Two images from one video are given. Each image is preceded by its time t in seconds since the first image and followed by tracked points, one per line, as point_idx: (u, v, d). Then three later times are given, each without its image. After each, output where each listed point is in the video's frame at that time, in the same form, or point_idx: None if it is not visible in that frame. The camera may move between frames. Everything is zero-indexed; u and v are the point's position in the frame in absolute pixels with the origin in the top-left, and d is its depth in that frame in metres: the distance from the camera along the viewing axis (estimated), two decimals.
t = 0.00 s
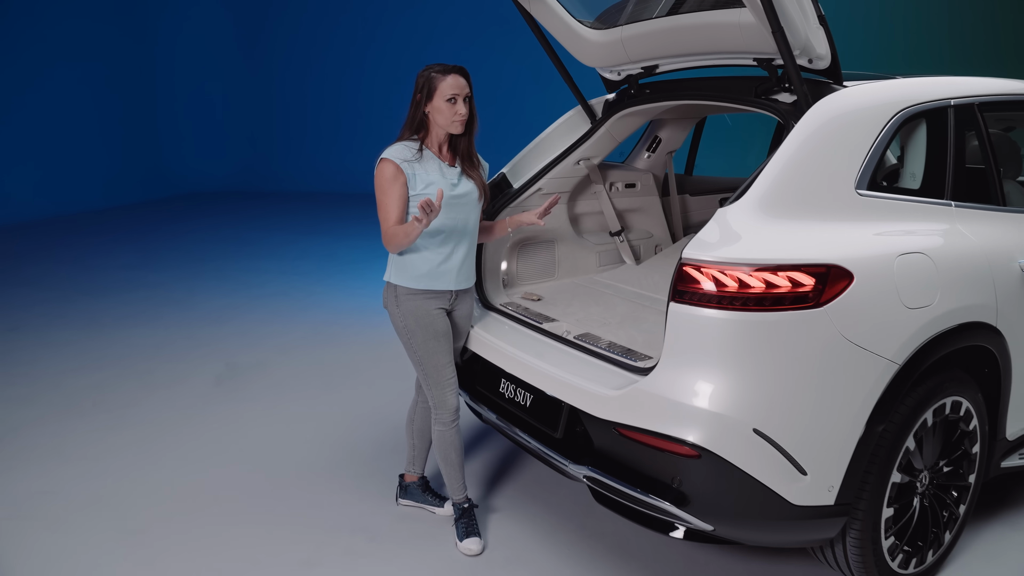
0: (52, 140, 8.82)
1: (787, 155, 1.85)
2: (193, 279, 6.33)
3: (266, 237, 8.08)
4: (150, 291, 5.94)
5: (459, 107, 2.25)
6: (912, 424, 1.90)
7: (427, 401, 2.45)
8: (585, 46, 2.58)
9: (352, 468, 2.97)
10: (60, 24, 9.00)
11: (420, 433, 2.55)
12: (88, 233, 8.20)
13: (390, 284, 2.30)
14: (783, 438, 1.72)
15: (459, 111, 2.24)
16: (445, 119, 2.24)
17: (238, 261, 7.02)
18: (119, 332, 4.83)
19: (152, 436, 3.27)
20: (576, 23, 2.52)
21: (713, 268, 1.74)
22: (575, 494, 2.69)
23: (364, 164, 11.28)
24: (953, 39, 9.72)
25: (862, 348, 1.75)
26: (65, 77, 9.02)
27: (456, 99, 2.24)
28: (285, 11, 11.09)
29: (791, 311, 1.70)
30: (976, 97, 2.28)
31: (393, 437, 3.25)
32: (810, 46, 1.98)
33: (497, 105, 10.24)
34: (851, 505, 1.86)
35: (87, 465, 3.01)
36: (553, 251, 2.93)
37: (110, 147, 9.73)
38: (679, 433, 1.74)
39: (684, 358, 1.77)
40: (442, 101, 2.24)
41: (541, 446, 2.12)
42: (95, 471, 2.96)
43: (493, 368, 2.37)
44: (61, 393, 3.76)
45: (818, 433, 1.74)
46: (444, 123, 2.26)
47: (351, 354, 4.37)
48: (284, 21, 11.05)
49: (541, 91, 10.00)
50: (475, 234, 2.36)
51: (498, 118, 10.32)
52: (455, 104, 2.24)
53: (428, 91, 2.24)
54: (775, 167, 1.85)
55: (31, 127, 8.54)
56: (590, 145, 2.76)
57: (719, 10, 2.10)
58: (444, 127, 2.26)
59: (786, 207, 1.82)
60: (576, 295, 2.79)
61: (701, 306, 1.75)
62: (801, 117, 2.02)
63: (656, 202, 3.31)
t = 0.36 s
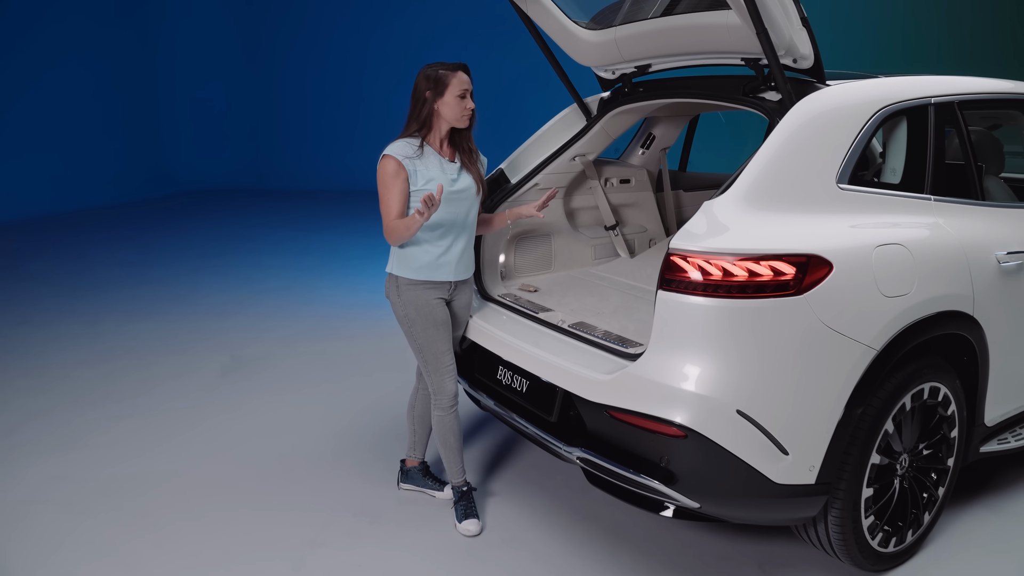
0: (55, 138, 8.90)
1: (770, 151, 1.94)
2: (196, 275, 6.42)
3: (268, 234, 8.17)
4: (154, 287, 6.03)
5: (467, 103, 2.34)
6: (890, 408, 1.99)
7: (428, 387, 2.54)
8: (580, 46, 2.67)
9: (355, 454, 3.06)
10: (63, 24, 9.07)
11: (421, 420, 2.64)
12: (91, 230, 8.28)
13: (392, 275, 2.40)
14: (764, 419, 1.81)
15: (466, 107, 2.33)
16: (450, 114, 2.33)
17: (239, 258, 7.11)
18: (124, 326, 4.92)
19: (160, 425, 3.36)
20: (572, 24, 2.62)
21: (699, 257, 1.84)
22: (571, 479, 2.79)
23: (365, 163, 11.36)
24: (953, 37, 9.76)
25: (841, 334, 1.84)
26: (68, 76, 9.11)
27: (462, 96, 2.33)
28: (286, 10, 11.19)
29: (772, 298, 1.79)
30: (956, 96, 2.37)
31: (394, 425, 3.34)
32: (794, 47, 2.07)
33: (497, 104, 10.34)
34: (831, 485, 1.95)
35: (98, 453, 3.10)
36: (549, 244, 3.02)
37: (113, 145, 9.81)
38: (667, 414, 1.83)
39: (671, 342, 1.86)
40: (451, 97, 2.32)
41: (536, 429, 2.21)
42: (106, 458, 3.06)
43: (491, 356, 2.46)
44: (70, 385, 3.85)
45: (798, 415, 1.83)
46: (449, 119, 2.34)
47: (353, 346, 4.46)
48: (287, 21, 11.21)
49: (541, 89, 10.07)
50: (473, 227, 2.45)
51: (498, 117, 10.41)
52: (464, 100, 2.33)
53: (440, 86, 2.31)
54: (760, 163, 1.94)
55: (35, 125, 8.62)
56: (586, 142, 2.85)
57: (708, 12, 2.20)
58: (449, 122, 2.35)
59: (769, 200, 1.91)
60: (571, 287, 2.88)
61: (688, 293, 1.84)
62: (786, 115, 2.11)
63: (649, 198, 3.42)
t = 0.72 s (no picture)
0: (58, 136, 8.95)
1: (761, 148, 2.00)
2: (199, 272, 6.48)
3: (269, 232, 8.23)
4: (157, 284, 6.09)
5: (471, 107, 2.40)
6: (878, 398, 2.05)
7: (429, 379, 2.61)
8: (577, 46, 2.73)
9: (357, 446, 3.12)
10: (65, 23, 9.11)
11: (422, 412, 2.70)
12: (92, 228, 8.33)
13: (394, 270, 2.46)
14: (754, 408, 1.87)
15: (469, 111, 2.39)
16: (454, 116, 2.38)
17: (240, 255, 7.17)
18: (128, 321, 4.98)
19: (165, 418, 3.42)
20: (569, 25, 2.68)
21: (691, 251, 1.90)
22: (568, 469, 2.85)
23: (366, 161, 11.42)
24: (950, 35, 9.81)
25: (829, 325, 1.90)
26: (71, 74, 9.16)
27: (467, 100, 2.38)
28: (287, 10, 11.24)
29: (762, 291, 1.85)
30: (944, 95, 2.43)
31: (396, 418, 3.41)
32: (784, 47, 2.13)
33: (497, 104, 10.41)
34: (820, 472, 2.01)
35: (105, 444, 3.16)
36: (548, 240, 3.09)
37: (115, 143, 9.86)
38: (661, 403, 1.90)
39: (665, 333, 1.92)
40: (458, 100, 2.37)
41: (534, 419, 2.28)
42: (115, 448, 3.13)
43: (491, 349, 2.52)
44: (76, 379, 3.91)
45: (788, 404, 1.90)
46: (452, 121, 2.40)
47: (355, 342, 4.52)
48: (288, 20, 11.26)
49: (542, 88, 10.13)
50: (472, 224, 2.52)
51: (498, 116, 10.48)
52: (469, 104, 2.38)
53: (450, 89, 2.36)
54: (751, 160, 2.00)
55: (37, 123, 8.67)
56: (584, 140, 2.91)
57: (701, 14, 2.26)
58: (451, 124, 2.40)
59: (760, 196, 1.97)
60: (569, 282, 2.94)
61: (680, 286, 1.90)
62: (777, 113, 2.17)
63: (646, 195, 3.49)
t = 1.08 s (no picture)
0: (58, 135, 8.96)
1: (760, 144, 2.01)
2: (199, 271, 6.49)
3: (270, 230, 8.24)
4: (157, 282, 6.10)
5: (470, 104, 2.41)
6: (876, 394, 2.07)
7: (429, 375, 2.62)
8: (578, 44, 2.74)
9: (358, 441, 3.14)
10: (65, 21, 9.11)
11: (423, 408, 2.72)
12: (93, 226, 8.33)
13: (395, 267, 2.47)
14: (753, 403, 1.88)
15: (468, 107, 2.40)
16: (454, 113, 2.39)
17: (240, 253, 7.17)
18: (129, 319, 4.99)
19: (166, 415, 3.44)
20: (569, 23, 2.70)
21: (691, 248, 1.91)
22: (568, 464, 2.87)
23: (366, 159, 11.42)
24: (950, 33, 9.83)
25: (828, 321, 1.91)
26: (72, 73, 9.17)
27: (467, 97, 2.39)
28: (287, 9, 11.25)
29: (761, 287, 1.86)
30: (942, 93, 2.44)
31: (398, 414, 3.43)
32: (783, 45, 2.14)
33: (497, 102, 10.43)
34: (818, 467, 2.03)
35: (107, 441, 3.17)
36: (548, 237, 3.10)
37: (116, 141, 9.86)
38: (661, 399, 1.91)
39: (665, 329, 1.93)
40: (458, 96, 2.38)
41: (534, 415, 2.29)
42: (116, 445, 3.14)
43: (491, 346, 2.53)
44: (77, 376, 3.92)
45: (787, 400, 1.91)
46: (452, 117, 2.41)
47: (355, 339, 4.54)
48: (288, 19, 11.28)
49: (542, 87, 10.15)
50: (472, 221, 2.53)
51: (498, 115, 10.50)
52: (469, 101, 2.40)
53: (448, 85, 2.37)
54: (751, 156, 2.01)
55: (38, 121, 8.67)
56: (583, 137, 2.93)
57: (701, 11, 2.27)
58: (450, 120, 2.41)
59: (759, 192, 1.98)
60: (569, 279, 2.95)
61: (680, 282, 1.91)
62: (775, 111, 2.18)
63: (646, 193, 3.50)
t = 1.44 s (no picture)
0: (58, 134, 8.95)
1: (760, 144, 2.00)
2: (198, 270, 6.48)
3: (269, 229, 8.22)
4: (156, 281, 6.09)
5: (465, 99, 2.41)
6: (877, 395, 2.05)
7: (428, 376, 2.61)
8: (577, 43, 2.73)
9: (356, 442, 3.13)
10: (64, 21, 9.10)
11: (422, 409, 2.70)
12: (93, 225, 8.33)
13: (394, 266, 2.46)
14: (753, 404, 1.87)
15: (459, 101, 2.39)
16: (451, 108, 2.39)
17: (240, 253, 7.15)
18: (128, 319, 4.98)
19: (165, 415, 3.43)
20: (569, 22, 2.68)
21: (691, 248, 1.89)
22: (567, 465, 2.85)
23: (366, 159, 11.41)
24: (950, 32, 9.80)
25: (829, 322, 1.90)
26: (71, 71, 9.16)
27: (458, 90, 2.38)
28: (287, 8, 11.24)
29: (761, 287, 1.84)
30: (943, 92, 2.43)
31: (397, 414, 3.41)
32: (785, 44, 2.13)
33: (497, 101, 10.41)
34: (819, 469, 2.01)
35: (105, 441, 3.16)
36: (547, 237, 3.08)
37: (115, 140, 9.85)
38: (660, 400, 1.89)
39: (664, 329, 1.91)
40: (445, 89, 2.38)
41: (534, 416, 2.28)
42: (114, 445, 3.13)
43: (490, 346, 2.52)
44: (76, 375, 3.91)
45: (787, 401, 1.89)
46: (444, 111, 2.40)
47: (355, 339, 4.53)
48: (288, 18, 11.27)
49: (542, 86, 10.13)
50: (472, 221, 2.51)
51: (498, 113, 10.48)
52: (457, 94, 2.38)
53: (434, 78, 2.39)
54: (752, 156, 2.00)
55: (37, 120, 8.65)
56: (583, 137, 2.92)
57: (701, 10, 2.25)
58: (444, 115, 2.40)
59: (761, 192, 1.97)
60: (569, 278, 2.94)
61: (680, 283, 1.89)
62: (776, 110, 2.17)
63: (646, 192, 3.49)
